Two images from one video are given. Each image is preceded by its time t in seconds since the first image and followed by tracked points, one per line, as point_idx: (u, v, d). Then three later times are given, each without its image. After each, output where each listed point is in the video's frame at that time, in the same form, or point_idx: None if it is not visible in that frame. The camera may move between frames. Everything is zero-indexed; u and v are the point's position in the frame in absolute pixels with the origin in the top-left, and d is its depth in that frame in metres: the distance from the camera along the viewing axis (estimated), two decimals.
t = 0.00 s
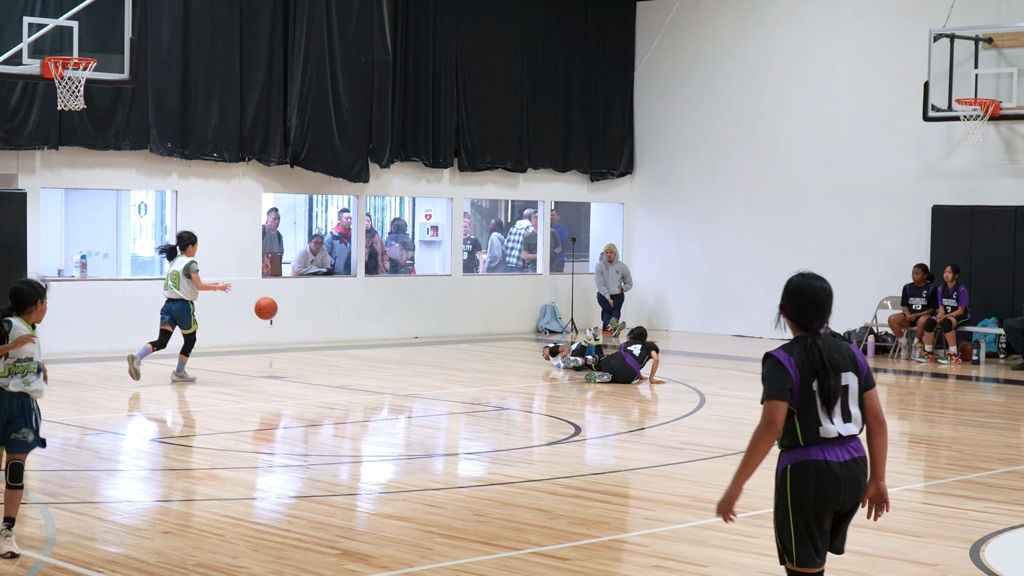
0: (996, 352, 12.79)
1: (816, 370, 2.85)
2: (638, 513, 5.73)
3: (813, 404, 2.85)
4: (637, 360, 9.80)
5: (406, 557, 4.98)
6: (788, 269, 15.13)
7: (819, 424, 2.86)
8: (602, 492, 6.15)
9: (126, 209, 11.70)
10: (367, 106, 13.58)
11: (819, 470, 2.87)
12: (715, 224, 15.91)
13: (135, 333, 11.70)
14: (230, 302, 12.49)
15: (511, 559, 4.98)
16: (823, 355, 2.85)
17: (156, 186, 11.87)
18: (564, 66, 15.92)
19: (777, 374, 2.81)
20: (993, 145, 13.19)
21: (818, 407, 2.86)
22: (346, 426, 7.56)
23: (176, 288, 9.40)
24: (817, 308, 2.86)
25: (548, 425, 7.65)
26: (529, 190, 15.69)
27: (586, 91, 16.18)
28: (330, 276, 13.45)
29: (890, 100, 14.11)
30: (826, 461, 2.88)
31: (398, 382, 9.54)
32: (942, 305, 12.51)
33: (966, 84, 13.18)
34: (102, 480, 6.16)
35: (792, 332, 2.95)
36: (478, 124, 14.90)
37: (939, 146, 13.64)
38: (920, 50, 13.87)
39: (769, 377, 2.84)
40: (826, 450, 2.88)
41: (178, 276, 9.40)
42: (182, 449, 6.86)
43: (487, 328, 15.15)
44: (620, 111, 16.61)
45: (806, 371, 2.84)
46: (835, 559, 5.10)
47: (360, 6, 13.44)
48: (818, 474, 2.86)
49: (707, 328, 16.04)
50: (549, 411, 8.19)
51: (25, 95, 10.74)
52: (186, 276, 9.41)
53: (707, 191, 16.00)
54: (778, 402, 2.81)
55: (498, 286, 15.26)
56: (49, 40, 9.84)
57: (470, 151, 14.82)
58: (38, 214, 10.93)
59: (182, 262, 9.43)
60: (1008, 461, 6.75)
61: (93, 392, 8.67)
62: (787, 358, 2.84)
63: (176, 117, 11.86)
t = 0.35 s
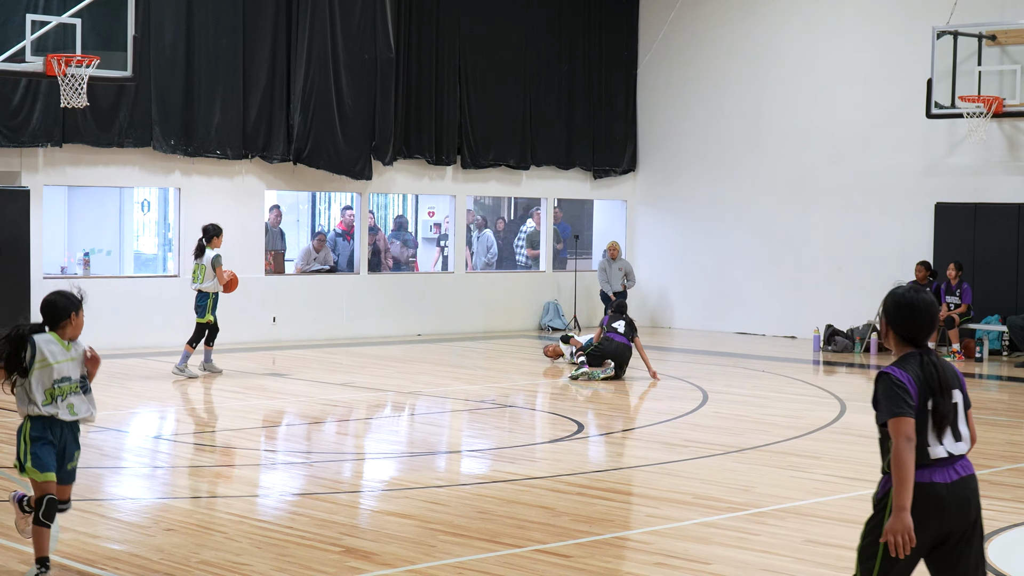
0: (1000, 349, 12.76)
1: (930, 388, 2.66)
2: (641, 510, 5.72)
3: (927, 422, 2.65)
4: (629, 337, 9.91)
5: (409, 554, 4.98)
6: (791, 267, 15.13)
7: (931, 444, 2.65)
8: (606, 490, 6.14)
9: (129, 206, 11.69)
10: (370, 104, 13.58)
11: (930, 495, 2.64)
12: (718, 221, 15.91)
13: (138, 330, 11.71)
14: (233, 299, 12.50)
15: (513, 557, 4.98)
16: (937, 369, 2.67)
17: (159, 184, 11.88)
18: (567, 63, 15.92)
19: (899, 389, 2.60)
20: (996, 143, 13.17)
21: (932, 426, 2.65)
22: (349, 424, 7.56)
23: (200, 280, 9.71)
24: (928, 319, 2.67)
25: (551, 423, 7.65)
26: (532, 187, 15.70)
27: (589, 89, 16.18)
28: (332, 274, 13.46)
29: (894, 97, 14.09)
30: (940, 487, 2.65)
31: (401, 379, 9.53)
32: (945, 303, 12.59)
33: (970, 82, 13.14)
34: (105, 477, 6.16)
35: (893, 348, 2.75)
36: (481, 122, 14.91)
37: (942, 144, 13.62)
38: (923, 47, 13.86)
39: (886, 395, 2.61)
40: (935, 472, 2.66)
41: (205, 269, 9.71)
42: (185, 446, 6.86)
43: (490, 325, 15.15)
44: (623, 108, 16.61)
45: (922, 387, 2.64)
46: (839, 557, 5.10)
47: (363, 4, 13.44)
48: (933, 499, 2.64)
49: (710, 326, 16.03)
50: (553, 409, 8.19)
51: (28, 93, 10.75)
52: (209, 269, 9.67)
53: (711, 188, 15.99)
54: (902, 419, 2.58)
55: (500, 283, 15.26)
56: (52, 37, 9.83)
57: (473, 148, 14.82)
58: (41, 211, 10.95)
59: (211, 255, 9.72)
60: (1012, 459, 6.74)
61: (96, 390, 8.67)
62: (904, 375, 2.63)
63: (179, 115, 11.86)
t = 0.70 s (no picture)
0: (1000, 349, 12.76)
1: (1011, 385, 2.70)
2: (641, 509, 5.72)
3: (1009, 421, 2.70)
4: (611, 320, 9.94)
5: (409, 553, 4.98)
6: (792, 265, 15.12)
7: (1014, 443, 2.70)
8: (606, 488, 6.14)
9: (129, 205, 11.69)
10: (370, 102, 13.57)
11: (1014, 496, 2.68)
12: (718, 220, 15.92)
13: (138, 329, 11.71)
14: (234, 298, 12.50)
15: (514, 556, 4.98)
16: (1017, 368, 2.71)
17: (159, 183, 11.88)
18: (567, 62, 15.92)
19: (980, 389, 2.63)
20: (996, 142, 13.19)
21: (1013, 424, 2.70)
22: (349, 422, 7.56)
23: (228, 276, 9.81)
24: (1009, 316, 2.70)
25: (551, 422, 7.65)
26: (532, 186, 15.70)
27: (589, 87, 16.18)
28: (332, 273, 13.45)
29: (894, 95, 14.10)
30: (1021, 488, 2.70)
31: (402, 378, 9.54)
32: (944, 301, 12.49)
33: (970, 80, 13.04)
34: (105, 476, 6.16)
35: (971, 344, 2.79)
36: (481, 121, 14.91)
37: (942, 142, 13.62)
38: (922, 44, 13.87)
39: (966, 393, 2.65)
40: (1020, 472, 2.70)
41: (230, 265, 9.84)
42: (184, 445, 6.86)
43: (491, 324, 15.16)
44: (624, 107, 16.61)
45: (1004, 385, 2.68)
46: (840, 556, 5.11)
47: (363, 2, 13.44)
48: (1016, 501, 2.67)
49: (711, 324, 16.03)
50: (553, 407, 8.19)
51: (29, 92, 10.74)
52: (233, 265, 9.78)
53: (711, 187, 16.00)
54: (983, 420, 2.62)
55: (500, 282, 15.27)
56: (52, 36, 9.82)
57: (473, 147, 14.81)
58: (42, 210, 10.96)
59: (235, 250, 9.82)
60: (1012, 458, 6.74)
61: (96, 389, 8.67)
62: (987, 373, 2.66)
63: (179, 113, 11.86)
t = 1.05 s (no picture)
0: (1000, 347, 12.77)
1: None
2: (641, 508, 5.72)
3: None
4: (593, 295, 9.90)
5: (409, 552, 4.98)
6: (793, 263, 15.11)
7: None
8: (606, 487, 6.14)
9: (130, 204, 11.69)
10: (370, 100, 13.57)
11: None
12: (718, 217, 15.94)
13: (138, 328, 11.71)
14: (233, 297, 12.50)
15: (514, 555, 4.98)
16: None
17: (159, 182, 11.88)
18: (568, 61, 15.92)
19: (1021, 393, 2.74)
20: (997, 140, 13.17)
21: None
22: (350, 421, 7.56)
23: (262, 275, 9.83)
24: None
25: (551, 420, 7.64)
26: (532, 185, 15.70)
27: (589, 86, 16.18)
28: (333, 271, 13.44)
29: (894, 93, 14.09)
30: None
31: (402, 377, 9.53)
32: (945, 300, 12.52)
33: (970, 79, 13.10)
34: (105, 475, 6.16)
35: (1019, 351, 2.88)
36: (481, 119, 14.91)
37: (943, 140, 13.61)
38: (923, 42, 13.86)
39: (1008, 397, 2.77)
40: None
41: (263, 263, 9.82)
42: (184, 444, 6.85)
43: (491, 323, 15.16)
44: (624, 106, 16.62)
45: None
46: (839, 555, 5.11)
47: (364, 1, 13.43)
48: None
49: (712, 322, 16.02)
50: (553, 406, 8.19)
51: (29, 90, 10.74)
52: (264, 266, 9.75)
53: (711, 187, 16.00)
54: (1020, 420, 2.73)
55: (501, 280, 15.26)
56: (52, 35, 9.82)
57: (473, 146, 14.81)
58: (42, 209, 10.97)
59: (269, 250, 9.79)
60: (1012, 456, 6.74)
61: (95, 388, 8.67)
62: None
63: (179, 112, 11.86)
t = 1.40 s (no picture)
0: (1000, 344, 12.82)
1: None
2: (641, 504, 5.73)
3: None
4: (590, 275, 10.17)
5: (410, 548, 4.99)
6: (794, 260, 15.11)
7: None
8: (607, 483, 6.15)
9: (130, 201, 11.69)
10: (371, 96, 13.55)
11: None
12: (718, 214, 15.94)
13: (139, 326, 11.72)
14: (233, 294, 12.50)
15: (514, 551, 4.99)
16: None
17: (160, 178, 11.88)
18: (568, 57, 15.91)
19: None
20: (998, 137, 13.17)
21: None
22: (350, 418, 7.55)
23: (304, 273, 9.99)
24: None
25: (552, 417, 7.65)
26: (532, 182, 15.69)
27: (589, 82, 16.18)
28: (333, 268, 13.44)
29: (896, 90, 14.07)
30: None
31: (402, 373, 9.53)
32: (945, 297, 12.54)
33: (970, 76, 13.21)
34: (106, 472, 6.16)
35: None
36: (481, 116, 14.91)
37: (944, 137, 13.61)
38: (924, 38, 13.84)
39: None
40: None
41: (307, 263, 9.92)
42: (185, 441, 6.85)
43: (492, 320, 15.16)
44: (625, 102, 16.62)
45: None
46: (840, 551, 5.12)
47: None
48: None
49: (713, 318, 16.01)
50: (553, 403, 8.19)
51: (30, 87, 10.74)
52: (309, 267, 9.86)
53: (711, 183, 16.00)
54: None
55: (501, 277, 15.26)
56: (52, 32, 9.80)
57: (474, 143, 14.82)
58: (42, 205, 10.97)
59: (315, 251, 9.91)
60: (1012, 453, 6.73)
61: (96, 384, 8.67)
62: None
63: (180, 108, 11.84)
